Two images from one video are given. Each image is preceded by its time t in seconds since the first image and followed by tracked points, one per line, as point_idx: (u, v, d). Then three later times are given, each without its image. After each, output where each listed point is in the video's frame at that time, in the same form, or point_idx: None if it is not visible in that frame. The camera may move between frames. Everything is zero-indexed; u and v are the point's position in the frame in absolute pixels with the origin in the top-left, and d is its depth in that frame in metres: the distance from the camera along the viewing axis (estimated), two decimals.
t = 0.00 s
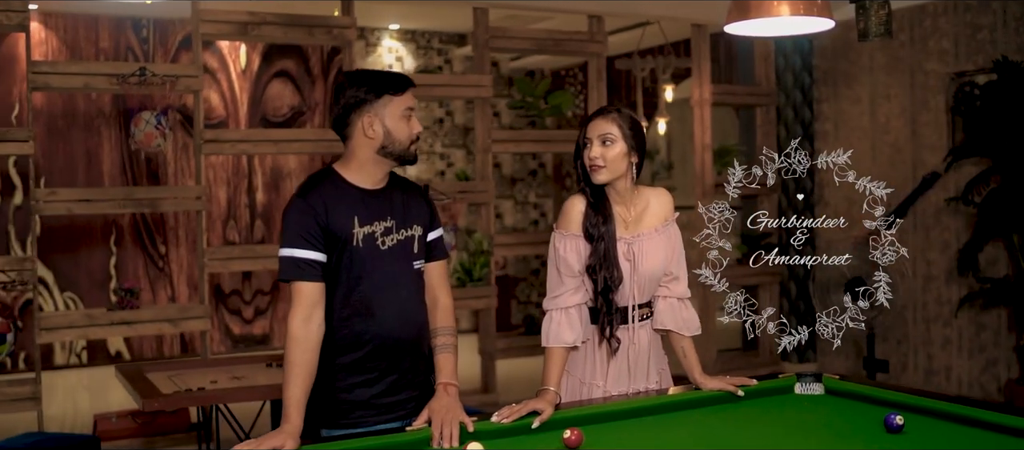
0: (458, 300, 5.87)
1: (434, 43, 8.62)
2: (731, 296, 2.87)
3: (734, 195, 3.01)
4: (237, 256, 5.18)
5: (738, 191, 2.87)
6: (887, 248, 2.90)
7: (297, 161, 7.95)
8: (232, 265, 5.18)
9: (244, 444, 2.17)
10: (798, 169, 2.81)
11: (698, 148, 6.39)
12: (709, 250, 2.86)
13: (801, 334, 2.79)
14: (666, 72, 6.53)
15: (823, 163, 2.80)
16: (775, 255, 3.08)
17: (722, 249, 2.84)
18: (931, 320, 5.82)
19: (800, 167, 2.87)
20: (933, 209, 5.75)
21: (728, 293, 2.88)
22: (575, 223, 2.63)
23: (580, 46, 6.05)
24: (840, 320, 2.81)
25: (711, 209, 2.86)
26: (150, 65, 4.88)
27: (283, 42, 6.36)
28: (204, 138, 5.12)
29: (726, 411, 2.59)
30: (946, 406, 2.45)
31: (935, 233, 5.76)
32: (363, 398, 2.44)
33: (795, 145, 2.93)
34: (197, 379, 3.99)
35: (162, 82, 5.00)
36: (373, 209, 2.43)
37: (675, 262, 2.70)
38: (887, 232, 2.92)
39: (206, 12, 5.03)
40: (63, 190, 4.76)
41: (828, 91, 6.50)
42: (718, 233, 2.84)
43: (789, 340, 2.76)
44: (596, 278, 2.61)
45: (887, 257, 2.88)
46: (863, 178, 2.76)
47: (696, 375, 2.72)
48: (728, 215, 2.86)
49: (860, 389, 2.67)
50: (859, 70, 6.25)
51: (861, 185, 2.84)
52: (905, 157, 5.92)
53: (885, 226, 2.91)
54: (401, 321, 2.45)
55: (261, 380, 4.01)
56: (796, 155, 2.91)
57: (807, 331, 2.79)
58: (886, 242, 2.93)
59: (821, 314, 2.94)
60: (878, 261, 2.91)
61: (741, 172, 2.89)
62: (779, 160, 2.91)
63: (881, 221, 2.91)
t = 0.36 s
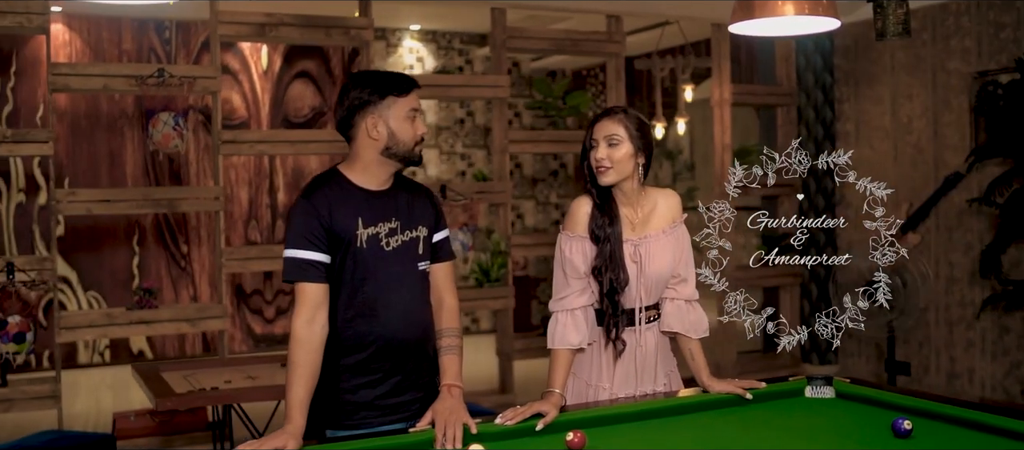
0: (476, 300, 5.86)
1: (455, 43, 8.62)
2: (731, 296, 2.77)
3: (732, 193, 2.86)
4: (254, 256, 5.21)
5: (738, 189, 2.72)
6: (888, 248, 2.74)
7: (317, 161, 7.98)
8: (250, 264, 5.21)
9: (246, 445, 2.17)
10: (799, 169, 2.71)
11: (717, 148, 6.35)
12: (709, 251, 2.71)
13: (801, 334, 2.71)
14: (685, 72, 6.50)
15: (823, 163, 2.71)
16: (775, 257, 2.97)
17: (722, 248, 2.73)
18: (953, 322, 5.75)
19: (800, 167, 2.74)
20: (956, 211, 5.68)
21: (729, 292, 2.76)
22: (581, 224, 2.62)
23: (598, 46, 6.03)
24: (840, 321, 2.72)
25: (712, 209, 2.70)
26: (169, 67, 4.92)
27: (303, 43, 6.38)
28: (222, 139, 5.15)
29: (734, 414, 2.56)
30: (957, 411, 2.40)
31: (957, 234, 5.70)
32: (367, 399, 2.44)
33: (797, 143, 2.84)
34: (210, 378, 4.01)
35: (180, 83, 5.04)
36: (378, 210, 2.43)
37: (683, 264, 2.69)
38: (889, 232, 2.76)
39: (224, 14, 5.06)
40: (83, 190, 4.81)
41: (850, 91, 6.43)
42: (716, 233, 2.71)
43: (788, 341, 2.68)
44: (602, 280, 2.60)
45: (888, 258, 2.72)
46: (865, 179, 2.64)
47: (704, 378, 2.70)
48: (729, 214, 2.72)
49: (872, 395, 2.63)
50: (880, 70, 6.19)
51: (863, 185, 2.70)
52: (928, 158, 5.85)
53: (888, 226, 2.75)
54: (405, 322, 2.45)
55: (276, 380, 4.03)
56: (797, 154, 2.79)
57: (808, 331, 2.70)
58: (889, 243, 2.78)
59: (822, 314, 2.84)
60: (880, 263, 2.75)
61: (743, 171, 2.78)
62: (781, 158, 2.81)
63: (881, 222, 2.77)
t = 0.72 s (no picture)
0: (495, 301, 5.86)
1: (478, 44, 8.62)
2: (731, 296, 2.72)
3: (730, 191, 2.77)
4: (274, 256, 5.24)
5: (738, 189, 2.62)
6: (888, 248, 2.69)
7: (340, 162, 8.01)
8: (270, 264, 5.24)
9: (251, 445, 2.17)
10: (798, 169, 2.67)
11: (739, 148, 6.30)
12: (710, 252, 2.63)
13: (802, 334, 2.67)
14: (706, 72, 6.46)
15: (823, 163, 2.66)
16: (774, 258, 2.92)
17: (721, 248, 2.66)
18: (979, 325, 5.68)
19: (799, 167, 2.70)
20: (981, 212, 5.61)
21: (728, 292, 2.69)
22: (589, 226, 2.61)
23: (619, 46, 6.01)
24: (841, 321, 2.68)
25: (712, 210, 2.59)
26: (189, 68, 4.96)
27: (325, 44, 6.40)
28: (242, 139, 5.18)
29: (743, 418, 2.54)
30: (970, 416, 2.36)
31: (982, 235, 5.62)
32: (374, 400, 2.44)
33: (797, 143, 2.80)
34: (226, 378, 4.03)
35: (200, 85, 5.07)
36: (385, 210, 2.43)
37: (692, 266, 2.67)
38: (890, 232, 2.70)
39: (244, 15, 5.08)
40: (103, 191, 4.85)
41: (874, 91, 6.36)
42: (717, 232, 2.62)
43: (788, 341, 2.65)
44: (610, 282, 2.59)
45: (888, 258, 2.67)
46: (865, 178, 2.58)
47: (713, 381, 2.67)
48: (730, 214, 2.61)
49: (884, 399, 2.60)
50: (904, 69, 6.12)
51: (863, 185, 2.65)
52: (952, 158, 5.78)
53: (888, 226, 2.70)
54: (411, 323, 2.45)
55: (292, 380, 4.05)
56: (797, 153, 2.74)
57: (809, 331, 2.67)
58: (890, 243, 2.72)
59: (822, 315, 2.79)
60: (880, 263, 2.70)
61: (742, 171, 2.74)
62: (781, 158, 2.77)
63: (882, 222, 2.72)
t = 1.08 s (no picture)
0: (510, 302, 5.85)
1: (496, 44, 8.62)
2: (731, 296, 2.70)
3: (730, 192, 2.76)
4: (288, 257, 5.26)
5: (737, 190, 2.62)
6: (888, 248, 2.67)
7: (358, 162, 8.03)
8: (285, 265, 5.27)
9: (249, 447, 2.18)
10: (799, 169, 2.64)
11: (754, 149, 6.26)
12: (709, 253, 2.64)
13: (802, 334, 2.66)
14: (722, 73, 6.43)
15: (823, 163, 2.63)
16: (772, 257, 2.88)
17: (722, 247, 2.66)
18: (998, 327, 5.62)
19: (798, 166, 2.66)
20: (1000, 213, 5.55)
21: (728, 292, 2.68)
22: (591, 229, 2.60)
23: (634, 46, 5.99)
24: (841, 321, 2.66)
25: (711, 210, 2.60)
26: (203, 70, 4.98)
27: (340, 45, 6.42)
28: (256, 141, 5.20)
29: (747, 423, 2.52)
30: (976, 422, 2.33)
31: (1001, 236, 5.57)
32: (374, 403, 2.44)
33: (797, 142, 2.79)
34: (237, 379, 4.06)
35: (214, 87, 5.10)
36: (385, 212, 2.43)
37: (696, 269, 2.65)
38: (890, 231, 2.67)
39: (258, 18, 5.10)
40: (117, 192, 4.88)
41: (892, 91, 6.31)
42: (716, 232, 2.66)
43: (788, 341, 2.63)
44: (611, 285, 2.58)
45: (889, 258, 2.65)
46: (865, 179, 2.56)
47: (716, 384, 2.66)
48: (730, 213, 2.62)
49: (891, 404, 2.57)
50: (923, 69, 6.06)
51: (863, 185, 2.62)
52: (971, 159, 5.73)
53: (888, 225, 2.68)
54: (412, 325, 2.45)
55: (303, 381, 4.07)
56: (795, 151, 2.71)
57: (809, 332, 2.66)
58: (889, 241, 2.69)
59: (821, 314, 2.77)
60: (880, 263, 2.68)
61: (742, 171, 2.72)
62: (781, 158, 2.74)
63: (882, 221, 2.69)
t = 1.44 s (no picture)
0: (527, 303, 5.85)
1: (516, 45, 8.62)
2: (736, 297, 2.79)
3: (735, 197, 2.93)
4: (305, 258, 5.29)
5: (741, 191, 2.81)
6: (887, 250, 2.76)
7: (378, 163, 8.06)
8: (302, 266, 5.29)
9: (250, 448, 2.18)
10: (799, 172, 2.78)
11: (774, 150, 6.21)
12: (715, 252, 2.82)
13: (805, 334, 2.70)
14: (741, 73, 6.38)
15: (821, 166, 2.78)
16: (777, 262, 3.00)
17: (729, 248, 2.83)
18: (1020, 329, 5.56)
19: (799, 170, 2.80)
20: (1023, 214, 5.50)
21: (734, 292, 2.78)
22: (596, 231, 2.59)
23: (651, 47, 5.97)
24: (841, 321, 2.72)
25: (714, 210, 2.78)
26: (220, 72, 5.01)
27: (359, 46, 6.43)
28: (272, 142, 5.22)
29: (753, 426, 2.50)
30: (984, 428, 2.31)
31: None
32: (377, 405, 2.45)
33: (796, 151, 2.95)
34: (252, 378, 4.09)
35: (231, 88, 5.13)
36: (390, 214, 2.44)
37: (702, 272, 2.64)
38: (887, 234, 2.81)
39: (275, 19, 5.13)
40: (135, 193, 4.92)
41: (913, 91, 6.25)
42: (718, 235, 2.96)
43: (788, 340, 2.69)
44: (617, 287, 2.56)
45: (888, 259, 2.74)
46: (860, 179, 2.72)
47: (723, 388, 2.64)
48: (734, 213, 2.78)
49: (899, 408, 2.55)
50: (944, 69, 6.00)
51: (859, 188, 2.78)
52: (993, 159, 5.67)
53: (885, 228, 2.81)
54: (416, 328, 2.45)
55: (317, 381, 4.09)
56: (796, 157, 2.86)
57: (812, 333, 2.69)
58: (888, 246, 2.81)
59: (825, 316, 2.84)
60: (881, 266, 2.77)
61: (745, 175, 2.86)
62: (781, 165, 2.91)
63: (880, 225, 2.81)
